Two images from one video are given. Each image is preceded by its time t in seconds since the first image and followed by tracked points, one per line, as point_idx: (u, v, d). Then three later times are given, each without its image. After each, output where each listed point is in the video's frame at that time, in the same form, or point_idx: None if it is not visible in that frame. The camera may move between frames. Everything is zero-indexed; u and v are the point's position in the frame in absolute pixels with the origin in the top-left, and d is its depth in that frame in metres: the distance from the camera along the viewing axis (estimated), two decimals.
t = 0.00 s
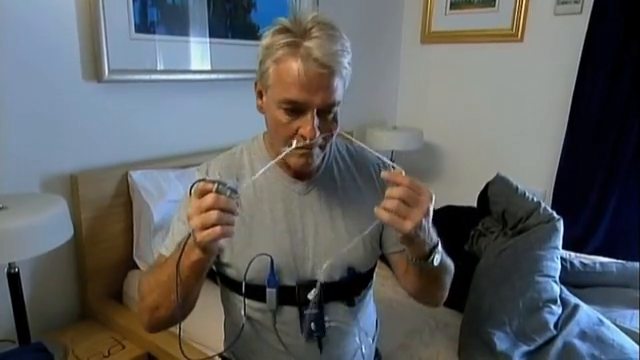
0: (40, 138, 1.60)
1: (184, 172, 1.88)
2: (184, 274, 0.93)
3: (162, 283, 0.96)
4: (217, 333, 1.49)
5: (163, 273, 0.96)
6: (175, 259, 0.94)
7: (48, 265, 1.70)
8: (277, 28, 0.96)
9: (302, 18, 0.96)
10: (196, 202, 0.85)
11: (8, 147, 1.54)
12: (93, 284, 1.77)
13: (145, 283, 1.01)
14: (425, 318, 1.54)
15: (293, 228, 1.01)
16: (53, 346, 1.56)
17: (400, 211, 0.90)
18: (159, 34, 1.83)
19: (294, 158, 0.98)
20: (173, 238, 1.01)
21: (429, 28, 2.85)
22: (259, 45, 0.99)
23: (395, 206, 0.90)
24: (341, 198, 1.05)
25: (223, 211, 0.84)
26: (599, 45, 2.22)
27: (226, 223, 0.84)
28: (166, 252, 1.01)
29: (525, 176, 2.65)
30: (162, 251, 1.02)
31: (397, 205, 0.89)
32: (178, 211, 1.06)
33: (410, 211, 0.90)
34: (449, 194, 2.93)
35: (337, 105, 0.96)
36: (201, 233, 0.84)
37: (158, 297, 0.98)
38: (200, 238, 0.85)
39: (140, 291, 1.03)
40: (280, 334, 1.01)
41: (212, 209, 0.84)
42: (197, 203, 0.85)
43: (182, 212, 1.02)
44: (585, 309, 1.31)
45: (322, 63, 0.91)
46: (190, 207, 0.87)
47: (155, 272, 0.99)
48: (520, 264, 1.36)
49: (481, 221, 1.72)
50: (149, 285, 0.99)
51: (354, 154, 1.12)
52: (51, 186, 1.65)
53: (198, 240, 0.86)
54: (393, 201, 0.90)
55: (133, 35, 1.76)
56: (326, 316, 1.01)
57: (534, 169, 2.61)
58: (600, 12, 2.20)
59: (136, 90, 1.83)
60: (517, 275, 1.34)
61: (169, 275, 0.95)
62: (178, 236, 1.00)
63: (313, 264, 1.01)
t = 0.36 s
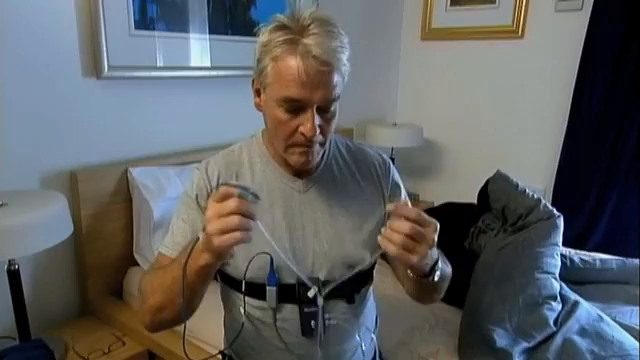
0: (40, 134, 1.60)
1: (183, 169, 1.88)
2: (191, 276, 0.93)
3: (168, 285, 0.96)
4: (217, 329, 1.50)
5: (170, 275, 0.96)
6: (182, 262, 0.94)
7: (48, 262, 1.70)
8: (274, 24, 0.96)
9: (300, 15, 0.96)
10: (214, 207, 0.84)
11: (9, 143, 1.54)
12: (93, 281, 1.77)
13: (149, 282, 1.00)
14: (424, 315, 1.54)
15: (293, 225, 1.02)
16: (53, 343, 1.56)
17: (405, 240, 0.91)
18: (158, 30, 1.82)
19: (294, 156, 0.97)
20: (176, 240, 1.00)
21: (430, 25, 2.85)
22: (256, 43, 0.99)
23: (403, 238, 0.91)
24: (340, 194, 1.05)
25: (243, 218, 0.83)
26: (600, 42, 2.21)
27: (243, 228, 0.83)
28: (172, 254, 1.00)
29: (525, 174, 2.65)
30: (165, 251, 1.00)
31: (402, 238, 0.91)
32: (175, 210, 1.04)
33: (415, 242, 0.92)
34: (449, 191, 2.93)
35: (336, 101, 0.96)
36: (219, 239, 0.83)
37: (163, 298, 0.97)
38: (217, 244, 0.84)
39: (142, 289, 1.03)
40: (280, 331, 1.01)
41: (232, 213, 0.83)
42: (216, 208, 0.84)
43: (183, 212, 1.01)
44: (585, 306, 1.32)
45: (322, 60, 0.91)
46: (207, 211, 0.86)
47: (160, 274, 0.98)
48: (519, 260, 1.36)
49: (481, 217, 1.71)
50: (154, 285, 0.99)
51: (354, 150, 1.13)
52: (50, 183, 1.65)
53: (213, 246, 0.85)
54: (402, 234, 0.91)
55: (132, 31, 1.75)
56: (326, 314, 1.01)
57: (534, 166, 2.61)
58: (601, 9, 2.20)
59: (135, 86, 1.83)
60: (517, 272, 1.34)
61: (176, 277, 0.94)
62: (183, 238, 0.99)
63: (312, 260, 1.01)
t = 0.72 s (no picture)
0: (39, 131, 1.60)
1: (183, 166, 1.88)
2: (228, 299, 0.83)
3: (188, 301, 0.85)
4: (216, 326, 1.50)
5: (193, 290, 0.85)
6: (215, 280, 0.84)
7: (47, 259, 1.70)
8: (275, 25, 0.94)
9: (300, 15, 0.95)
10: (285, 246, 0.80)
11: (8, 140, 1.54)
12: (93, 278, 1.77)
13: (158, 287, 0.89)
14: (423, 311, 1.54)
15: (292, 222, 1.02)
16: (53, 340, 1.56)
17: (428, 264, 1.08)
18: (157, 27, 1.82)
19: (299, 156, 0.98)
20: (183, 240, 0.93)
21: (429, 22, 2.84)
22: (254, 42, 0.96)
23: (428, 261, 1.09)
24: (337, 189, 1.06)
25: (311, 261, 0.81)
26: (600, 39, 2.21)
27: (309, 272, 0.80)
28: (183, 255, 0.93)
29: (524, 171, 2.66)
30: (179, 253, 0.92)
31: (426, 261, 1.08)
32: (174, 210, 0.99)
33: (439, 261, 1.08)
34: (449, 188, 2.93)
35: (339, 102, 0.96)
36: (286, 282, 0.78)
37: (175, 312, 0.86)
38: (278, 284, 0.79)
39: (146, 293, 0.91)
40: (279, 328, 1.01)
41: (309, 260, 0.80)
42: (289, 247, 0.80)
43: (183, 212, 0.96)
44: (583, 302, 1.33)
45: (327, 62, 0.91)
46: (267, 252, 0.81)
47: (180, 285, 0.87)
48: (518, 258, 1.35)
49: (480, 215, 1.69)
50: (165, 293, 0.88)
51: (350, 146, 1.13)
52: (49, 180, 1.65)
53: (271, 283, 0.79)
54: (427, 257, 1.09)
55: (132, 28, 1.75)
56: (324, 310, 1.02)
57: (533, 163, 2.62)
58: (602, 6, 2.20)
59: (134, 83, 1.82)
60: (516, 269, 1.33)
61: (205, 297, 0.84)
62: (190, 238, 0.94)
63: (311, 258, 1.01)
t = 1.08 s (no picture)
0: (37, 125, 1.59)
1: (182, 160, 1.88)
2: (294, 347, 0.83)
3: (246, 336, 0.83)
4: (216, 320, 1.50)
5: (252, 327, 0.83)
6: (283, 327, 0.83)
7: (46, 253, 1.70)
8: (278, 18, 0.93)
9: (303, 9, 0.94)
10: (371, 328, 0.78)
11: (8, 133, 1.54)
12: (92, 272, 1.77)
13: (203, 301, 0.87)
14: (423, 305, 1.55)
15: (295, 217, 1.01)
16: (53, 334, 1.57)
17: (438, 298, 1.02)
18: (156, 21, 1.81)
19: (299, 149, 0.98)
20: (200, 243, 0.91)
21: (429, 15, 2.83)
22: (255, 34, 0.95)
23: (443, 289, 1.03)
24: (340, 182, 1.08)
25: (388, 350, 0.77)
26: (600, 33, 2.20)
27: None
28: (204, 260, 0.91)
29: (524, 165, 2.65)
30: (206, 262, 0.91)
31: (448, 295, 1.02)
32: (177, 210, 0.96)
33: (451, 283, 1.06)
34: (448, 182, 2.93)
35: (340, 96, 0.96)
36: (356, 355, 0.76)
37: (224, 339, 0.84)
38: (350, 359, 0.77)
39: (181, 302, 0.88)
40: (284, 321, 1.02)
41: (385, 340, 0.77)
42: (375, 332, 0.77)
43: (191, 212, 0.94)
44: (583, 296, 1.29)
45: (330, 56, 0.90)
46: (347, 321, 0.80)
47: (235, 313, 0.85)
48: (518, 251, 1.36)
49: (480, 209, 1.69)
50: (214, 314, 0.85)
51: (348, 138, 1.16)
52: (48, 174, 1.65)
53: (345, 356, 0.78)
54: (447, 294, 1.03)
55: (130, 21, 1.74)
56: (328, 301, 1.04)
57: (533, 158, 2.62)
58: None
59: (133, 77, 1.81)
60: (516, 262, 1.34)
61: (270, 341, 0.83)
62: (207, 242, 0.91)
63: (314, 251, 1.03)
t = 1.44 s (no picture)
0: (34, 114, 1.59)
1: (181, 150, 1.87)
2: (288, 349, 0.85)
3: (244, 333, 0.84)
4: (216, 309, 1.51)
5: (250, 324, 0.85)
6: (282, 326, 0.85)
7: (46, 242, 1.70)
8: (284, 6, 0.92)
9: None
10: (366, 338, 0.80)
11: (6, 123, 1.53)
12: (92, 262, 1.77)
13: (199, 295, 0.87)
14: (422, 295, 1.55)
15: (296, 207, 1.01)
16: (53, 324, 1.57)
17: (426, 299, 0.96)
18: (154, 9, 1.80)
19: (299, 139, 0.97)
20: (198, 235, 0.92)
21: (430, 4, 2.81)
22: (261, 21, 0.94)
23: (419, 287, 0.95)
24: (341, 172, 1.08)
25: None
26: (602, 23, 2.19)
27: None
28: (202, 250, 0.92)
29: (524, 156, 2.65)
30: (204, 252, 0.92)
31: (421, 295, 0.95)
32: (177, 200, 0.95)
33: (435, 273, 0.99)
34: (448, 173, 2.93)
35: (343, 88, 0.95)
36: None
37: (220, 334, 0.85)
38: None
39: (178, 295, 0.88)
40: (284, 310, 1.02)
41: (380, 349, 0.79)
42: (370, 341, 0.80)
43: (190, 202, 0.94)
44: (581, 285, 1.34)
45: (334, 47, 0.89)
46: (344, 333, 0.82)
47: (232, 309, 0.87)
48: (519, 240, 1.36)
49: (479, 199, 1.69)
50: (212, 307, 0.87)
51: (349, 129, 1.16)
52: (47, 163, 1.64)
53: None
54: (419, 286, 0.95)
55: (128, 9, 1.73)
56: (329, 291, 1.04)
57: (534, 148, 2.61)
58: None
59: (131, 66, 1.80)
60: (517, 251, 1.34)
61: (266, 341, 0.84)
62: (205, 233, 0.92)
63: (315, 241, 1.03)
